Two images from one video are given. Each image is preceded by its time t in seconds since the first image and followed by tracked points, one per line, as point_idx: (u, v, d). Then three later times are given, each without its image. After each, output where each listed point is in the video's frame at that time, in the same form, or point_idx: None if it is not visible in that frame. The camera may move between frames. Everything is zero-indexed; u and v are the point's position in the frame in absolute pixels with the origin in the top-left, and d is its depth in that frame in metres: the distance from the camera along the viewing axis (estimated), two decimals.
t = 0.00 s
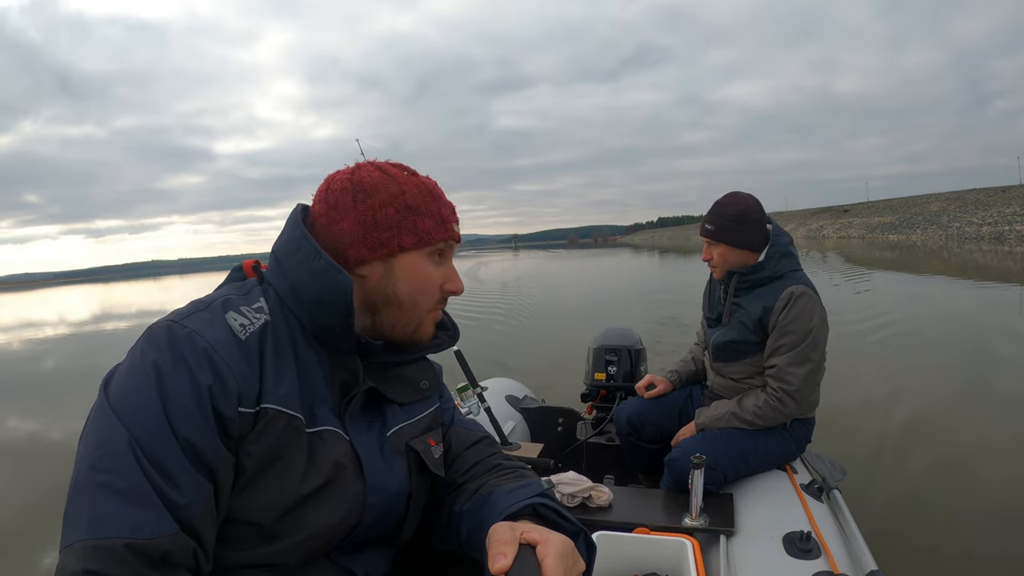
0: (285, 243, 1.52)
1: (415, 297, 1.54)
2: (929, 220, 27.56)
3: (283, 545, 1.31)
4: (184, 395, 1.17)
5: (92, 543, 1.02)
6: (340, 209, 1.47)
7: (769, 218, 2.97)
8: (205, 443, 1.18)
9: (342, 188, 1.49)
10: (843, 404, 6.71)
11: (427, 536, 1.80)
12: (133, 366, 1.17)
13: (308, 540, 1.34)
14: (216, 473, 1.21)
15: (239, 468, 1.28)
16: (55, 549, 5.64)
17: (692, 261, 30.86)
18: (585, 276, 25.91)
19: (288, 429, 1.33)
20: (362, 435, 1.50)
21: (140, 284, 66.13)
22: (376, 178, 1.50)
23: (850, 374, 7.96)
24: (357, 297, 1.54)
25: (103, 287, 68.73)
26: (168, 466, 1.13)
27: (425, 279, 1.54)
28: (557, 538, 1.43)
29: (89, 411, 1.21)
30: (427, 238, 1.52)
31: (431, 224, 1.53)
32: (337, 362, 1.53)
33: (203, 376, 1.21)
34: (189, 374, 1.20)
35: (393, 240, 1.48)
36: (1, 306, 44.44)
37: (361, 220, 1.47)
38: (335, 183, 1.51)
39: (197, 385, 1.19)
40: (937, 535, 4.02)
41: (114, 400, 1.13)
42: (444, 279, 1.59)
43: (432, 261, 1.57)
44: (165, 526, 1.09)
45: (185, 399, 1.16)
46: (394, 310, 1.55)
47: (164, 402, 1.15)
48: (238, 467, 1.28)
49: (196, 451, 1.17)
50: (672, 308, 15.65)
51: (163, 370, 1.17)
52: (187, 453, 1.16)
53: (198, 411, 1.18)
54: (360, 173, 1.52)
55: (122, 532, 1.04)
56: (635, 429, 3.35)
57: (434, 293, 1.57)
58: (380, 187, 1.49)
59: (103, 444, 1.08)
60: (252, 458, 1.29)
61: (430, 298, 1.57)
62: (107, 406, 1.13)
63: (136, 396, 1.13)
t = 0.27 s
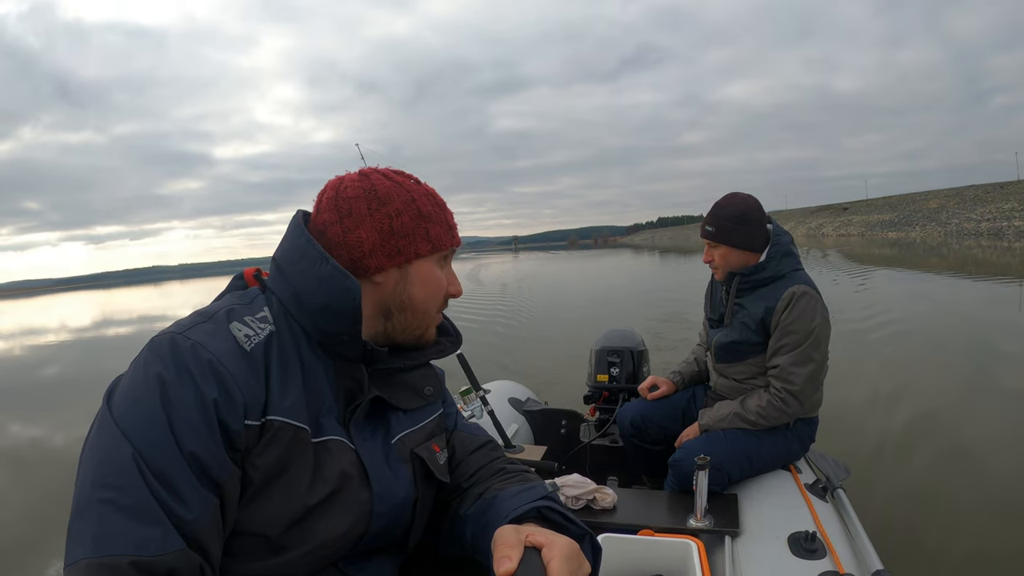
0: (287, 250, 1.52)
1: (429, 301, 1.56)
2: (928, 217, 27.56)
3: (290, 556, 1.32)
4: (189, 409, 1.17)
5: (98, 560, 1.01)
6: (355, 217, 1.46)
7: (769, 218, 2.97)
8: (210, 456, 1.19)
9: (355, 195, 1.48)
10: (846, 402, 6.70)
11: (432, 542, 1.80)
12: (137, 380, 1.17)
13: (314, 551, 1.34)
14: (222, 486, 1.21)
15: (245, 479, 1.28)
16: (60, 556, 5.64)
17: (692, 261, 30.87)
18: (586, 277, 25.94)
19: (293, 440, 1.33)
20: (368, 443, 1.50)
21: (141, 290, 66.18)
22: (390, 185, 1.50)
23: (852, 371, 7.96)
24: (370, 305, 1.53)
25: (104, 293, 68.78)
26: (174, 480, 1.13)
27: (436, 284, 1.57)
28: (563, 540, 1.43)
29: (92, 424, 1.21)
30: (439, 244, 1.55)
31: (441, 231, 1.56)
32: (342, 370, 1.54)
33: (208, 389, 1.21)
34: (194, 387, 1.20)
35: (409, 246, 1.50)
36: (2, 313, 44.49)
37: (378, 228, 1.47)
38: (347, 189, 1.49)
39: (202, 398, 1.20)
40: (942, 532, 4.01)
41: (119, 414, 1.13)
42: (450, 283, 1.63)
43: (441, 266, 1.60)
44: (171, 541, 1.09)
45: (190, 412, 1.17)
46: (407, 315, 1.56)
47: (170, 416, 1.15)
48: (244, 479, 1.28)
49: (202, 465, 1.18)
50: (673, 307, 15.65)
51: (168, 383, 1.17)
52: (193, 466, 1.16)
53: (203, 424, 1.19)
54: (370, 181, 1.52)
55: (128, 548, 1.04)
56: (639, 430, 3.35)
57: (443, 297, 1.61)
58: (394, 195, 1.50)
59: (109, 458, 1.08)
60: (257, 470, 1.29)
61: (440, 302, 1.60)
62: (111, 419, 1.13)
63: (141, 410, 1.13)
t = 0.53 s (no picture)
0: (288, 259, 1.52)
1: (431, 310, 1.56)
2: (926, 213, 27.56)
3: (292, 568, 1.31)
4: (190, 421, 1.17)
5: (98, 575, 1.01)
6: (358, 225, 1.46)
7: (769, 218, 2.97)
8: (211, 469, 1.18)
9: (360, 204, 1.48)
10: (847, 399, 6.69)
11: (435, 550, 1.80)
12: (137, 393, 1.17)
13: (316, 562, 1.33)
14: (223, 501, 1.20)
15: (246, 491, 1.28)
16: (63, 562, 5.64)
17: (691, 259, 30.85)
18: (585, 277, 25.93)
19: (295, 451, 1.33)
20: (370, 453, 1.50)
21: (141, 294, 66.17)
22: (393, 194, 1.50)
23: (852, 369, 7.95)
24: (372, 313, 1.53)
25: (104, 297, 68.75)
26: (175, 493, 1.12)
27: (439, 293, 1.57)
28: (565, 547, 1.42)
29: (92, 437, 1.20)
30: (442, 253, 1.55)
31: (444, 239, 1.56)
32: (343, 379, 1.53)
33: (209, 402, 1.21)
34: (196, 399, 1.20)
35: (413, 255, 1.49)
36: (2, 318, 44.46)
37: (381, 237, 1.46)
38: (351, 198, 1.48)
39: (203, 411, 1.19)
40: (946, 527, 3.99)
41: (119, 428, 1.12)
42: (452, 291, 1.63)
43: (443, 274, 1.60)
44: (173, 555, 1.08)
45: (190, 425, 1.16)
46: (410, 324, 1.56)
47: (171, 430, 1.15)
48: (245, 491, 1.27)
49: (203, 478, 1.17)
50: (673, 306, 15.64)
51: (169, 396, 1.17)
52: (194, 480, 1.16)
53: (204, 437, 1.18)
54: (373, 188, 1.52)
55: (129, 563, 1.03)
56: (641, 432, 3.35)
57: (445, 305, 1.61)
58: (398, 204, 1.50)
59: (109, 472, 1.08)
60: (259, 482, 1.29)
61: (442, 311, 1.60)
62: (112, 433, 1.12)
63: (142, 424, 1.12)
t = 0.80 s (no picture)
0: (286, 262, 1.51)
1: (431, 312, 1.56)
2: (924, 208, 27.58)
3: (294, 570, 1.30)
4: (190, 426, 1.17)
5: None
6: (357, 228, 1.45)
7: (769, 216, 2.97)
8: (212, 473, 1.18)
9: (357, 208, 1.48)
10: (848, 395, 6.68)
11: (436, 551, 1.79)
12: (136, 398, 1.16)
13: (317, 564, 1.32)
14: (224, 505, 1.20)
15: (246, 495, 1.27)
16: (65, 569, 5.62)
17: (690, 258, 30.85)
18: (584, 277, 25.91)
19: (295, 455, 1.32)
20: (370, 456, 1.49)
21: (140, 299, 66.08)
22: (393, 197, 1.49)
23: (853, 365, 7.94)
24: (372, 316, 1.52)
25: (104, 303, 68.68)
26: (174, 498, 1.12)
27: (439, 295, 1.56)
28: (567, 551, 1.42)
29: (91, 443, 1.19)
30: (442, 255, 1.55)
31: (443, 242, 1.56)
32: (344, 381, 1.53)
33: (209, 407, 1.20)
34: (196, 404, 1.19)
35: (413, 258, 1.49)
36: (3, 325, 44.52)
37: (383, 240, 1.46)
38: (350, 202, 1.48)
39: (203, 415, 1.19)
40: (950, 522, 3.99)
41: (119, 432, 1.12)
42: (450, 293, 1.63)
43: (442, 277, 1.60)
44: (173, 560, 1.07)
45: (190, 429, 1.16)
46: (410, 326, 1.55)
47: (170, 434, 1.14)
48: (245, 495, 1.27)
49: (203, 483, 1.16)
50: (672, 305, 15.63)
51: (167, 400, 1.16)
52: (194, 485, 1.15)
53: (205, 441, 1.18)
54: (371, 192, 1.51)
55: (130, 567, 1.02)
56: (642, 431, 3.34)
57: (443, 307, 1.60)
58: (398, 206, 1.50)
59: (109, 477, 1.07)
60: (258, 485, 1.29)
61: (441, 313, 1.59)
62: (111, 437, 1.12)
63: (143, 429, 1.12)
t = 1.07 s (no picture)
0: (285, 261, 1.52)
1: (428, 310, 1.55)
2: (922, 206, 27.62)
3: (294, 568, 1.30)
4: (188, 423, 1.17)
5: None
6: (354, 226, 1.45)
7: (767, 213, 2.96)
8: (210, 470, 1.17)
9: (354, 207, 1.48)
10: (849, 393, 6.68)
11: (438, 550, 1.79)
12: (135, 395, 1.16)
13: (318, 561, 1.32)
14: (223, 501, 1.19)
15: (246, 492, 1.27)
16: None
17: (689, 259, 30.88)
18: (584, 279, 25.94)
19: (294, 451, 1.32)
20: (370, 453, 1.49)
21: (140, 307, 66.06)
22: (389, 195, 1.50)
23: (854, 363, 7.93)
24: (369, 314, 1.52)
25: (104, 311, 68.62)
26: (174, 494, 1.12)
27: (436, 293, 1.56)
28: (566, 548, 1.41)
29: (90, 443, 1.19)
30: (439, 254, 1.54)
31: (440, 240, 1.56)
32: (343, 379, 1.53)
33: (207, 403, 1.20)
34: (195, 400, 1.19)
35: (409, 256, 1.49)
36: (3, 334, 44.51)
37: (378, 238, 1.46)
38: (347, 200, 1.48)
39: (202, 412, 1.19)
40: (954, 516, 3.99)
41: (118, 430, 1.12)
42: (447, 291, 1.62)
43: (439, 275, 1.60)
44: (173, 556, 1.07)
45: (189, 426, 1.16)
46: (407, 324, 1.55)
47: (169, 432, 1.14)
48: (245, 492, 1.26)
49: (202, 479, 1.16)
50: (672, 306, 15.63)
51: (165, 397, 1.16)
52: (193, 481, 1.15)
53: (204, 437, 1.18)
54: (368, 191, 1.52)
55: (129, 563, 1.02)
56: (643, 430, 3.34)
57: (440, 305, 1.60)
58: (394, 204, 1.50)
59: (108, 474, 1.07)
60: (258, 482, 1.28)
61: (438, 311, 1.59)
62: (110, 435, 1.12)
63: (141, 427, 1.12)
